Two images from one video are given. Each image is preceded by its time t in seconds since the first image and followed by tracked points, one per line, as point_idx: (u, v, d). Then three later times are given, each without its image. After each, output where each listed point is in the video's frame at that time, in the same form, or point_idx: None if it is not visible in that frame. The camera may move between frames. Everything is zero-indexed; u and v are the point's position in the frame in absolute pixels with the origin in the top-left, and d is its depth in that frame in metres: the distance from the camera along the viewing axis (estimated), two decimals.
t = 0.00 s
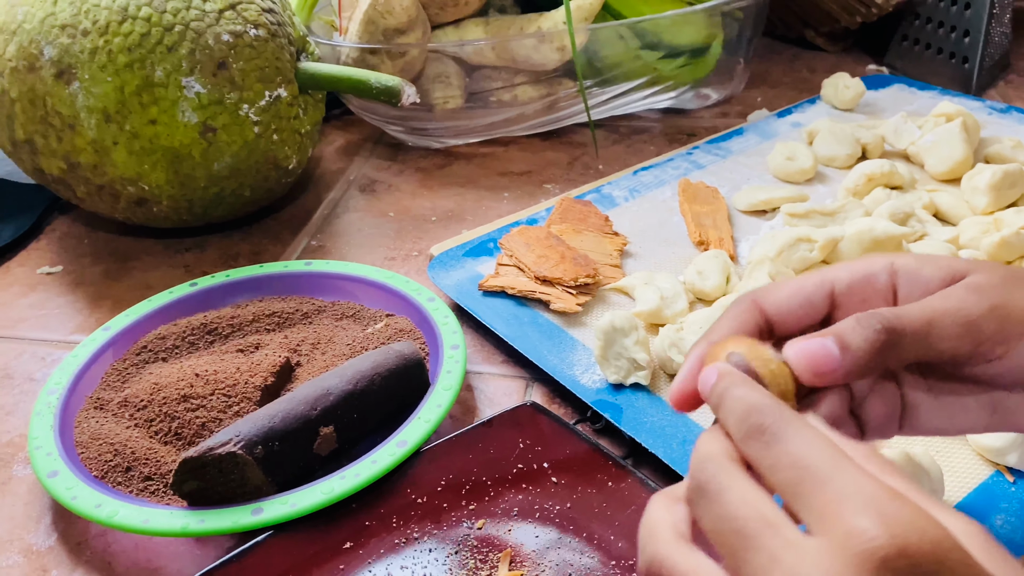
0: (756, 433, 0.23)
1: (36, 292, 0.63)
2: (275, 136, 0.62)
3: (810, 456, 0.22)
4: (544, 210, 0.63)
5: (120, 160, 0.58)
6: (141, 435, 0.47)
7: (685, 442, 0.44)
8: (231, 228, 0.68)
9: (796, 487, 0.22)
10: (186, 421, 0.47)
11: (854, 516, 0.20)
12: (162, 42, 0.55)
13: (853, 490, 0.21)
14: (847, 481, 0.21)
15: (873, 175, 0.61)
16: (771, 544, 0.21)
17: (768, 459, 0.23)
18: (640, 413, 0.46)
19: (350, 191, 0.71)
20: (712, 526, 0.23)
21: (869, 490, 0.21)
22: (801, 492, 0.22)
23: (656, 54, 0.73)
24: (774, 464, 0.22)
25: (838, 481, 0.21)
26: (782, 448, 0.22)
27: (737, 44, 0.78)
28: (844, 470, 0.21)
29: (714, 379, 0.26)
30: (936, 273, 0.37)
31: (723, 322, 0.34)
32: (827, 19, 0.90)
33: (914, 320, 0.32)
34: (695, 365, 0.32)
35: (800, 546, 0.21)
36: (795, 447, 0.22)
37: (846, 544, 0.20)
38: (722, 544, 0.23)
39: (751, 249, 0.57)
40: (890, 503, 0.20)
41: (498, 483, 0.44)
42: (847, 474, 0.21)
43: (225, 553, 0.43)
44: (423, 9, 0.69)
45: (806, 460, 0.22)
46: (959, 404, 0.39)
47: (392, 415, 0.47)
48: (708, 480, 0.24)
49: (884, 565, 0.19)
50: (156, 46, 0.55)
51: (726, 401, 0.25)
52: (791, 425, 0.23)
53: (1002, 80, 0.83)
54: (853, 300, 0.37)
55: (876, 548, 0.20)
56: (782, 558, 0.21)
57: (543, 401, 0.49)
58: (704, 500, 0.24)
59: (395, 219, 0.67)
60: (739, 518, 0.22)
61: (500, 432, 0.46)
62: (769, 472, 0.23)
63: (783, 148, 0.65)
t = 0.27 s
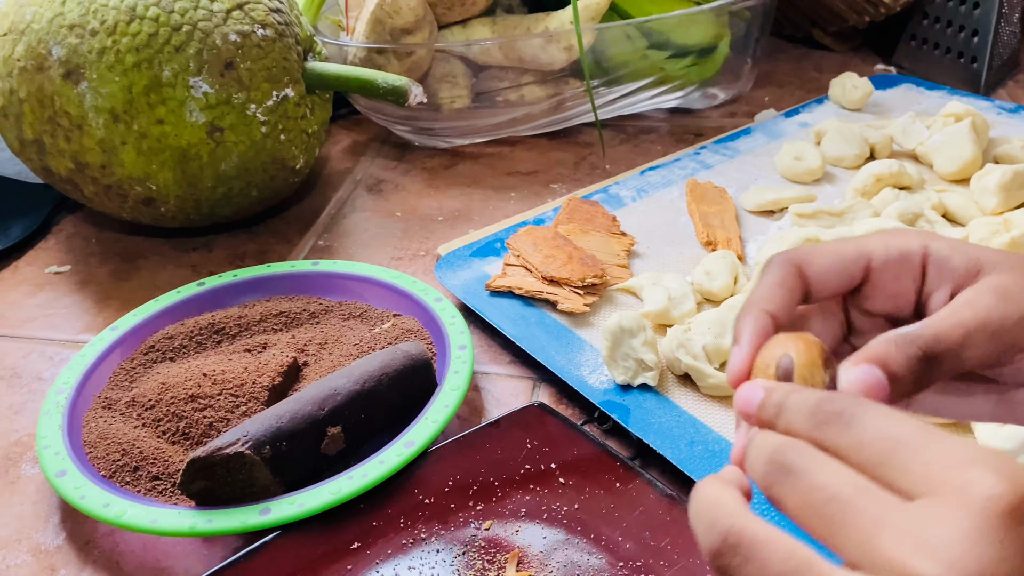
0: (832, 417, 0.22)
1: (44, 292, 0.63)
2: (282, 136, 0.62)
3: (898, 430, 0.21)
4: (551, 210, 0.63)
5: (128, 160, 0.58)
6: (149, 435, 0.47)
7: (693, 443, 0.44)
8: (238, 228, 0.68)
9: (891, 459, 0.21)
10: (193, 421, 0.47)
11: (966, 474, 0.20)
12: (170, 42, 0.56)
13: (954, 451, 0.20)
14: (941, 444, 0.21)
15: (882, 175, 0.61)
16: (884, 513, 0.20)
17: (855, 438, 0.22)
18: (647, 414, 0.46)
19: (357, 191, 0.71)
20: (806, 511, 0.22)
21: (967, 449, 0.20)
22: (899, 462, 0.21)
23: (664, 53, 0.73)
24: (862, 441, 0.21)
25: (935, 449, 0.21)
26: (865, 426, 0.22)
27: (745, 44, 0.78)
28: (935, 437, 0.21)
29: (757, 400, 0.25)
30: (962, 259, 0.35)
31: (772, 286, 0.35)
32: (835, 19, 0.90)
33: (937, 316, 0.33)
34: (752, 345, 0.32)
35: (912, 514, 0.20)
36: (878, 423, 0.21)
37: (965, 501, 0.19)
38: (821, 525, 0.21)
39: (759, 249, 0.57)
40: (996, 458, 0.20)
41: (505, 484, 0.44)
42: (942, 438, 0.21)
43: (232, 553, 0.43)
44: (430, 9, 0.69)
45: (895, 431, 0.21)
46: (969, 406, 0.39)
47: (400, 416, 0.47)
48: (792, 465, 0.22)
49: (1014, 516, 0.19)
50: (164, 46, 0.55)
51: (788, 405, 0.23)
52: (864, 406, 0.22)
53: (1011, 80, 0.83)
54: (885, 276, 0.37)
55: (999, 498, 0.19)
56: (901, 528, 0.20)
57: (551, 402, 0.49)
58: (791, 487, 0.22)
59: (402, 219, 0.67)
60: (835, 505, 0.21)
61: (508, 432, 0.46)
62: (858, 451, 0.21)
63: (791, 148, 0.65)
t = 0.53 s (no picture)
0: (866, 428, 0.24)
1: (51, 292, 0.63)
2: (289, 136, 0.62)
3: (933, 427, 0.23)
4: (558, 211, 0.63)
5: (135, 160, 0.58)
6: (156, 436, 0.47)
7: (701, 445, 0.44)
8: (244, 228, 0.68)
9: (931, 453, 0.22)
10: (201, 421, 0.47)
11: (1008, 456, 0.21)
12: (178, 43, 0.56)
13: (991, 439, 0.22)
14: (978, 435, 0.22)
15: (890, 176, 0.61)
16: (930, 499, 0.21)
17: (893, 441, 0.23)
18: (655, 416, 0.46)
19: (363, 191, 0.71)
20: (856, 509, 0.23)
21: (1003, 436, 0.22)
22: (941, 454, 0.22)
23: (671, 54, 0.73)
24: (901, 441, 0.23)
25: (971, 439, 0.22)
26: (899, 429, 0.23)
27: (752, 44, 0.77)
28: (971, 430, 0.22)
29: (782, 437, 0.27)
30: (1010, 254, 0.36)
31: (828, 289, 0.36)
32: (842, 19, 0.89)
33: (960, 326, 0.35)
34: (794, 348, 0.33)
35: (958, 495, 0.21)
36: (913, 425, 0.23)
37: (1012, 477, 0.20)
38: (873, 520, 0.22)
39: (767, 251, 0.57)
40: None
41: (513, 486, 0.44)
42: (976, 430, 0.22)
43: (239, 555, 0.43)
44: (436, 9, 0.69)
45: (932, 429, 0.23)
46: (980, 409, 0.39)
47: (407, 417, 0.47)
48: (839, 470, 0.24)
49: None
50: (171, 46, 0.56)
51: (818, 431, 0.25)
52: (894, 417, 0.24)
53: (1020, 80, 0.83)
54: (934, 265, 0.38)
55: None
56: (953, 510, 0.21)
57: (557, 404, 0.49)
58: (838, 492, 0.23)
59: (409, 220, 0.67)
60: (884, 497, 0.22)
61: (516, 434, 0.46)
62: (898, 454, 0.23)
63: (799, 148, 0.65)
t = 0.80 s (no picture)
0: (870, 485, 0.24)
1: (59, 289, 0.63)
2: (296, 135, 0.62)
3: (937, 486, 0.23)
4: (565, 210, 0.63)
5: (143, 158, 0.58)
6: (163, 433, 0.47)
7: (707, 445, 0.44)
8: (251, 226, 0.68)
9: (934, 513, 0.23)
10: (208, 419, 0.48)
11: (1009, 519, 0.21)
12: (186, 41, 0.56)
13: (992, 501, 0.22)
14: (981, 495, 0.22)
15: (897, 176, 0.60)
16: (934, 559, 0.22)
17: (896, 498, 0.24)
18: (662, 415, 0.46)
19: (370, 190, 0.71)
20: (861, 565, 0.23)
21: (1006, 496, 0.22)
22: (943, 515, 0.22)
23: (678, 53, 0.73)
24: (904, 499, 0.23)
25: (974, 499, 0.22)
26: (903, 486, 0.24)
27: (759, 43, 0.77)
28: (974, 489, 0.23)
29: (792, 490, 0.27)
30: None
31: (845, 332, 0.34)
32: (850, 18, 0.89)
33: (968, 364, 0.34)
34: (812, 395, 0.32)
35: (962, 558, 0.21)
36: (916, 484, 0.23)
37: (1014, 541, 0.21)
38: None
39: (774, 250, 0.57)
40: None
41: (519, 484, 0.44)
42: (979, 490, 0.23)
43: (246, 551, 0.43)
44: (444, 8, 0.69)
45: (935, 488, 0.23)
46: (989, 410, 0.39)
47: (414, 415, 0.47)
48: (845, 528, 0.24)
49: None
50: (179, 44, 0.56)
51: (824, 485, 0.26)
52: (898, 472, 0.24)
53: None
54: (945, 296, 0.37)
55: None
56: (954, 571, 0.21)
57: (563, 402, 0.49)
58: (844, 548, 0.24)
59: (415, 218, 0.67)
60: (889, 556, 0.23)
61: (523, 432, 0.46)
62: (902, 511, 0.23)
63: (806, 148, 0.65)
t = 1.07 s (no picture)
0: (876, 503, 0.25)
1: (65, 284, 0.63)
2: (303, 130, 0.62)
3: (943, 508, 0.24)
4: (571, 206, 0.63)
5: (150, 154, 0.58)
6: (170, 427, 0.47)
7: (714, 440, 0.44)
8: (258, 221, 0.69)
9: (939, 536, 0.23)
10: (215, 413, 0.48)
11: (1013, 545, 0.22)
12: (193, 36, 0.56)
13: (998, 527, 0.23)
14: (987, 520, 0.23)
15: (904, 172, 0.60)
16: None
17: (901, 519, 0.24)
18: (668, 410, 0.46)
19: (376, 186, 0.71)
20: None
21: (1014, 524, 0.22)
22: (948, 538, 0.23)
23: (684, 49, 0.72)
24: (909, 521, 0.24)
25: (979, 523, 0.23)
26: (909, 508, 0.24)
27: (765, 40, 0.77)
28: (980, 513, 0.23)
29: (803, 509, 0.28)
30: None
31: (840, 353, 0.35)
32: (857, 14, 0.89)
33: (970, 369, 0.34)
34: (812, 414, 0.33)
35: None
36: (922, 504, 0.24)
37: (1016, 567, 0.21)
38: None
39: (780, 246, 0.57)
40: None
41: (526, 479, 0.44)
42: (985, 516, 0.23)
43: (253, 545, 0.43)
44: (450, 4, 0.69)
45: (942, 511, 0.24)
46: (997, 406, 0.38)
47: (420, 409, 0.47)
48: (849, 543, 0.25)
49: None
50: (187, 39, 0.56)
51: (832, 502, 0.27)
52: (905, 492, 0.25)
53: None
54: (945, 308, 0.36)
55: None
56: None
57: (570, 397, 0.49)
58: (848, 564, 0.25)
59: (421, 214, 0.67)
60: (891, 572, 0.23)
61: (529, 426, 0.46)
62: (906, 532, 0.24)
63: (812, 144, 0.65)
